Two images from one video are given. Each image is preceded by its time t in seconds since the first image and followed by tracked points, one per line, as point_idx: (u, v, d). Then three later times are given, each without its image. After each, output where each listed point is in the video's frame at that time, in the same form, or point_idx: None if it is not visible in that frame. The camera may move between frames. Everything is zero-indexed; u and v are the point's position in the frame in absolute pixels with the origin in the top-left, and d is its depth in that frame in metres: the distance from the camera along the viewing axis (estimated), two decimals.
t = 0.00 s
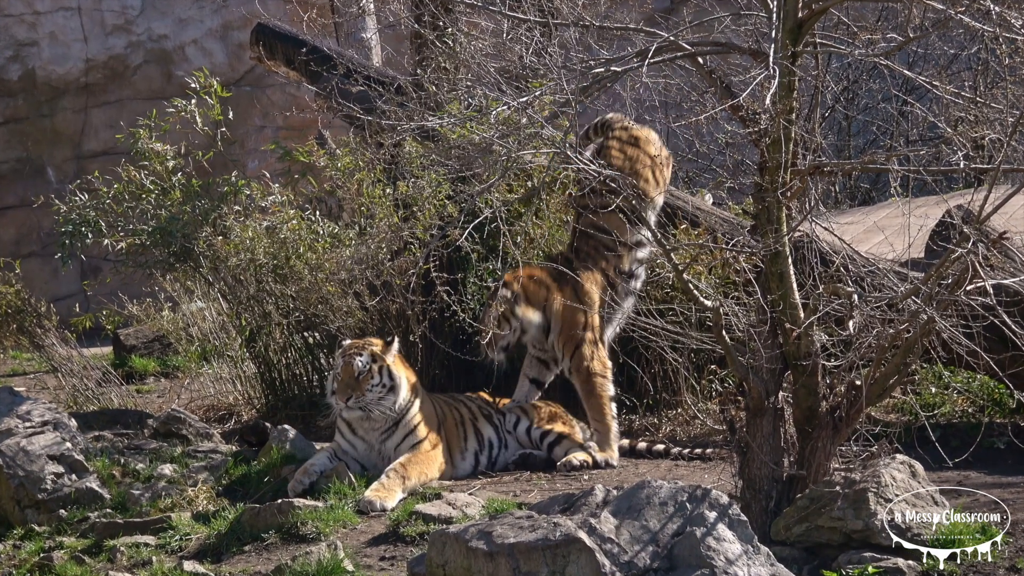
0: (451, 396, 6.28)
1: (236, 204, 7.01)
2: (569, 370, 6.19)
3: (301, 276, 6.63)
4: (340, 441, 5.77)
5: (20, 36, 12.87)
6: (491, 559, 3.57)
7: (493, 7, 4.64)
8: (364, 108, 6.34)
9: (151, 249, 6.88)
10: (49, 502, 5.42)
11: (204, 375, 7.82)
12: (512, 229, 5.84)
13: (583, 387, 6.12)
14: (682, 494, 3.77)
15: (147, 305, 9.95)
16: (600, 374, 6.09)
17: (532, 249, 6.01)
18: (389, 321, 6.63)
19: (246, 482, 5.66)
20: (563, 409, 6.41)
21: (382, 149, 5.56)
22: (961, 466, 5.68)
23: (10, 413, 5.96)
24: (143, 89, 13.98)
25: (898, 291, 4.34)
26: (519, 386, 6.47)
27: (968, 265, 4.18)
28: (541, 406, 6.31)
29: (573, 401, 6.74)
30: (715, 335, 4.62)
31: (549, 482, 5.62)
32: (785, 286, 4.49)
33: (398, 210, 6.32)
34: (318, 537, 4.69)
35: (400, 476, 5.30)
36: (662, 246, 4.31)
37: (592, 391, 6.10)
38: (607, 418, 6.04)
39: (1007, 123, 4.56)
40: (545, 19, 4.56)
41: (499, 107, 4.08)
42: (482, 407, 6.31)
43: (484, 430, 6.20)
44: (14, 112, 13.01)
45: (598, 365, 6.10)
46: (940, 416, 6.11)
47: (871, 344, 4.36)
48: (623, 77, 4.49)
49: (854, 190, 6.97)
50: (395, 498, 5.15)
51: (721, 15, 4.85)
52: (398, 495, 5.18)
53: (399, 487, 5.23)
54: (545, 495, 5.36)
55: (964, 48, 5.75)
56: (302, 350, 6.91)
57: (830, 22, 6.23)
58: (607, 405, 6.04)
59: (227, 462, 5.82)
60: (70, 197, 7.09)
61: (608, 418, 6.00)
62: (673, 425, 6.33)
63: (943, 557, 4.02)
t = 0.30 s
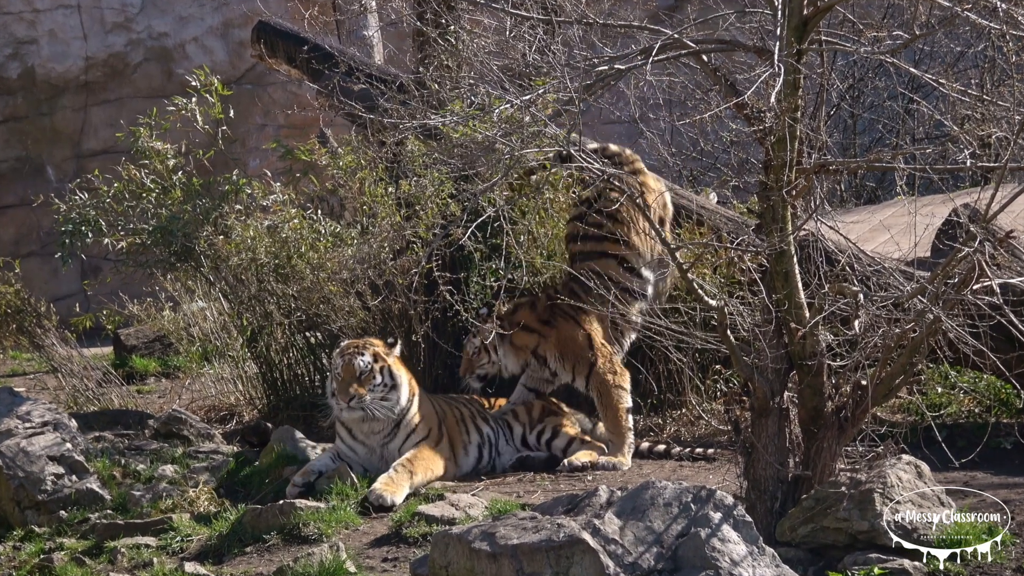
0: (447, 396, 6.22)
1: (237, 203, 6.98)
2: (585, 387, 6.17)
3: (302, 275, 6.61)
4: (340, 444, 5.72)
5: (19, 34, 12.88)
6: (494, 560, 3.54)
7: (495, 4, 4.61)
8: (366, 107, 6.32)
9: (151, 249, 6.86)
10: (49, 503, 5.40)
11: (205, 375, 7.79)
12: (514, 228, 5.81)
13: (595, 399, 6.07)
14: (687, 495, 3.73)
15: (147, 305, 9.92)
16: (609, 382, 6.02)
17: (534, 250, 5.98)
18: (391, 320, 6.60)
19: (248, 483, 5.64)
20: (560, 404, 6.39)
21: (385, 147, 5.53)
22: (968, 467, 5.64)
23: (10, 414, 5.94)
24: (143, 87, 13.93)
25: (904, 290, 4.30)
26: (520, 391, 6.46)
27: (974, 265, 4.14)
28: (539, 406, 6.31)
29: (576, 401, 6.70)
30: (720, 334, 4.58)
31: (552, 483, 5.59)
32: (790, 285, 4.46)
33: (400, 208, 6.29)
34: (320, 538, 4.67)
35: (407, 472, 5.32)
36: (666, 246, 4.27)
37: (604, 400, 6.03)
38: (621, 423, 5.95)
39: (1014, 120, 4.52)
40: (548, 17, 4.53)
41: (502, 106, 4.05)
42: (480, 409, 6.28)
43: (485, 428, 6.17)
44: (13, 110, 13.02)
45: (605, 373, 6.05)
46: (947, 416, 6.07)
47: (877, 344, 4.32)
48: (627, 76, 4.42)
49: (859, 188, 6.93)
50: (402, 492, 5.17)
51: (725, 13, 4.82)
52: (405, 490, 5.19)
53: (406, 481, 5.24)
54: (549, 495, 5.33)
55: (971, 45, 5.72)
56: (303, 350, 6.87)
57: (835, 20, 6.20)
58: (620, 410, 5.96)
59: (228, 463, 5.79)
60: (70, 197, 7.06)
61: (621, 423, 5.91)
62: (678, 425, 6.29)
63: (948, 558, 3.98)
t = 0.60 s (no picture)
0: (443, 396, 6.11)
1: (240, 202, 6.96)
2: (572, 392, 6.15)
3: (305, 274, 6.59)
4: (337, 444, 5.64)
5: (21, 32, 12.97)
6: (498, 560, 3.52)
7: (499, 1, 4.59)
8: (369, 105, 6.31)
9: (154, 248, 6.84)
10: (50, 503, 5.39)
11: (207, 374, 7.77)
12: (518, 226, 5.79)
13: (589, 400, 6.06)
14: (692, 495, 3.71)
15: (149, 304, 9.91)
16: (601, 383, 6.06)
17: (538, 249, 5.96)
18: (395, 320, 6.58)
19: (251, 483, 5.62)
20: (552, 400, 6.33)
21: (388, 146, 5.51)
22: (974, 467, 5.60)
23: (12, 413, 5.93)
24: (145, 86, 13.88)
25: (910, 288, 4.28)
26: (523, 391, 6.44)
27: (981, 263, 4.11)
28: (536, 407, 6.26)
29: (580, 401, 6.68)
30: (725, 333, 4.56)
31: (556, 483, 5.56)
32: (795, 284, 4.43)
33: (403, 207, 6.28)
34: (323, 538, 4.64)
35: (413, 474, 5.28)
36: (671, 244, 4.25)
37: (600, 401, 6.03)
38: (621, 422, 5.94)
39: (1021, 118, 4.49)
40: (552, 14, 4.51)
41: (505, 103, 4.03)
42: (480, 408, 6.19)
43: (485, 429, 6.09)
44: (15, 109, 13.02)
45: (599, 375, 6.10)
46: (953, 415, 6.03)
47: (883, 343, 4.29)
48: (631, 74, 4.42)
49: (865, 186, 6.90)
50: (411, 493, 5.14)
51: (730, 10, 4.79)
52: (414, 491, 5.17)
53: (414, 484, 5.21)
54: (554, 495, 5.31)
55: (978, 43, 5.69)
56: (306, 349, 6.85)
57: (841, 18, 6.18)
58: (618, 410, 5.98)
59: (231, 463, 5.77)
60: (73, 196, 7.04)
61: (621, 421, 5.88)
62: (682, 425, 6.27)
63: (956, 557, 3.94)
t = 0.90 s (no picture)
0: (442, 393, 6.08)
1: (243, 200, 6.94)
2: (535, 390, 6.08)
3: (309, 273, 6.57)
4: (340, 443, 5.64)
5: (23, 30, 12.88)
6: (503, 560, 3.49)
7: None
8: (373, 103, 6.29)
9: (157, 247, 6.82)
10: (53, 503, 5.37)
11: (210, 374, 7.75)
12: (522, 225, 5.76)
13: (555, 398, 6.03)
14: (698, 495, 3.68)
15: (152, 303, 9.90)
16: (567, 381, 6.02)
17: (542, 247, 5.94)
18: (399, 319, 6.56)
19: (255, 483, 5.60)
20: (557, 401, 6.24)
21: (392, 143, 5.50)
22: (982, 466, 5.57)
23: (14, 413, 5.92)
24: (148, 84, 13.91)
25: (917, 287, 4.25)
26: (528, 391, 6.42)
27: (988, 261, 4.09)
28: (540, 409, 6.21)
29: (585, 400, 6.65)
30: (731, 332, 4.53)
31: (562, 483, 5.54)
32: (802, 283, 4.40)
33: (407, 205, 6.26)
34: (327, 539, 4.62)
35: (413, 483, 5.19)
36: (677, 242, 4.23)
37: (567, 398, 6.01)
38: (594, 416, 5.96)
39: None
40: (556, 12, 4.49)
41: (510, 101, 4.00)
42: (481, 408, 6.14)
43: (485, 430, 6.05)
44: (17, 107, 12.97)
45: (564, 372, 6.04)
46: (960, 415, 5.99)
47: (889, 342, 4.27)
48: (636, 72, 4.39)
49: (871, 185, 6.87)
50: (414, 502, 5.06)
51: (736, 7, 4.78)
52: (417, 501, 5.08)
53: (415, 494, 5.12)
54: (559, 495, 5.28)
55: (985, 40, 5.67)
56: (310, 348, 6.82)
57: (847, 15, 6.15)
58: (588, 405, 5.98)
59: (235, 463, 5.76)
60: (75, 195, 7.03)
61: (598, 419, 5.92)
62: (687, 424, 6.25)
63: (963, 558, 3.91)
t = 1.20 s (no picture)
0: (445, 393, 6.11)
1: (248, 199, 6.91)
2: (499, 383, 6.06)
3: (313, 272, 6.54)
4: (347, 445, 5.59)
5: (26, 28, 12.89)
6: (509, 560, 3.47)
7: None
8: (378, 101, 6.27)
9: (161, 246, 6.81)
10: (57, 503, 5.36)
11: (214, 374, 7.73)
12: (528, 224, 5.74)
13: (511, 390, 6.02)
14: (705, 494, 3.66)
15: (156, 303, 9.89)
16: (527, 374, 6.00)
17: (547, 246, 5.92)
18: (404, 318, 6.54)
19: (260, 483, 5.58)
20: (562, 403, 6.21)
21: (397, 141, 5.48)
22: (990, 466, 5.54)
23: (17, 413, 5.90)
24: (151, 82, 13.90)
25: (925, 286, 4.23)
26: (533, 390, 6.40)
27: (997, 260, 4.06)
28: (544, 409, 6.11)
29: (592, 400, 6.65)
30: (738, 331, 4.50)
31: (568, 483, 5.51)
32: (809, 281, 4.37)
33: (412, 204, 6.24)
34: (332, 539, 4.60)
35: (423, 483, 5.16)
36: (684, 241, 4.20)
37: (519, 390, 6.02)
38: (538, 413, 6.02)
39: None
40: (562, 10, 4.47)
41: (515, 99, 3.98)
42: (482, 405, 6.10)
43: (486, 429, 6.01)
44: (21, 105, 12.97)
45: (523, 366, 6.00)
46: (968, 413, 5.96)
47: (897, 341, 4.24)
48: (642, 69, 4.36)
49: (878, 182, 6.83)
50: (422, 502, 5.03)
51: (742, 3, 4.75)
52: (426, 500, 5.05)
53: (424, 493, 5.09)
54: (565, 495, 5.26)
55: (993, 37, 5.63)
56: (315, 347, 6.80)
57: (854, 12, 6.12)
58: (536, 400, 6.01)
59: (239, 462, 5.74)
60: (79, 194, 7.00)
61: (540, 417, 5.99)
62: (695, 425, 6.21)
63: (970, 557, 3.89)
